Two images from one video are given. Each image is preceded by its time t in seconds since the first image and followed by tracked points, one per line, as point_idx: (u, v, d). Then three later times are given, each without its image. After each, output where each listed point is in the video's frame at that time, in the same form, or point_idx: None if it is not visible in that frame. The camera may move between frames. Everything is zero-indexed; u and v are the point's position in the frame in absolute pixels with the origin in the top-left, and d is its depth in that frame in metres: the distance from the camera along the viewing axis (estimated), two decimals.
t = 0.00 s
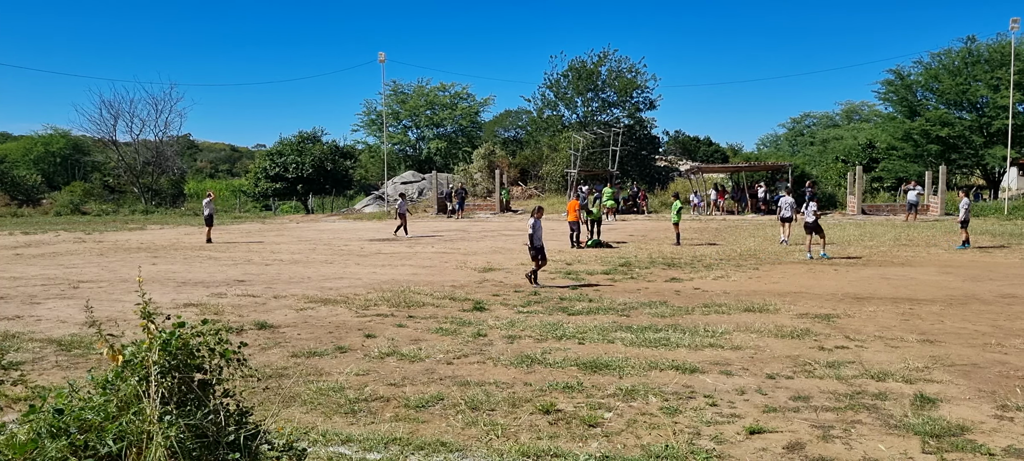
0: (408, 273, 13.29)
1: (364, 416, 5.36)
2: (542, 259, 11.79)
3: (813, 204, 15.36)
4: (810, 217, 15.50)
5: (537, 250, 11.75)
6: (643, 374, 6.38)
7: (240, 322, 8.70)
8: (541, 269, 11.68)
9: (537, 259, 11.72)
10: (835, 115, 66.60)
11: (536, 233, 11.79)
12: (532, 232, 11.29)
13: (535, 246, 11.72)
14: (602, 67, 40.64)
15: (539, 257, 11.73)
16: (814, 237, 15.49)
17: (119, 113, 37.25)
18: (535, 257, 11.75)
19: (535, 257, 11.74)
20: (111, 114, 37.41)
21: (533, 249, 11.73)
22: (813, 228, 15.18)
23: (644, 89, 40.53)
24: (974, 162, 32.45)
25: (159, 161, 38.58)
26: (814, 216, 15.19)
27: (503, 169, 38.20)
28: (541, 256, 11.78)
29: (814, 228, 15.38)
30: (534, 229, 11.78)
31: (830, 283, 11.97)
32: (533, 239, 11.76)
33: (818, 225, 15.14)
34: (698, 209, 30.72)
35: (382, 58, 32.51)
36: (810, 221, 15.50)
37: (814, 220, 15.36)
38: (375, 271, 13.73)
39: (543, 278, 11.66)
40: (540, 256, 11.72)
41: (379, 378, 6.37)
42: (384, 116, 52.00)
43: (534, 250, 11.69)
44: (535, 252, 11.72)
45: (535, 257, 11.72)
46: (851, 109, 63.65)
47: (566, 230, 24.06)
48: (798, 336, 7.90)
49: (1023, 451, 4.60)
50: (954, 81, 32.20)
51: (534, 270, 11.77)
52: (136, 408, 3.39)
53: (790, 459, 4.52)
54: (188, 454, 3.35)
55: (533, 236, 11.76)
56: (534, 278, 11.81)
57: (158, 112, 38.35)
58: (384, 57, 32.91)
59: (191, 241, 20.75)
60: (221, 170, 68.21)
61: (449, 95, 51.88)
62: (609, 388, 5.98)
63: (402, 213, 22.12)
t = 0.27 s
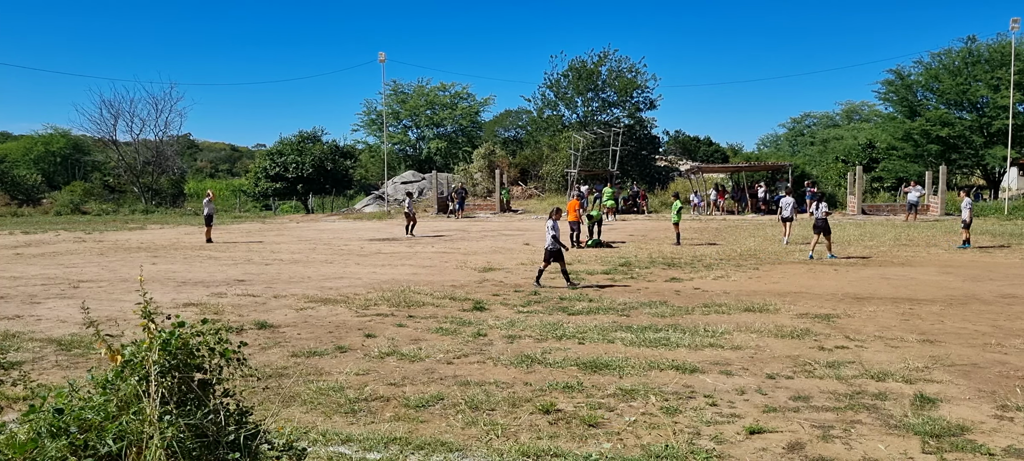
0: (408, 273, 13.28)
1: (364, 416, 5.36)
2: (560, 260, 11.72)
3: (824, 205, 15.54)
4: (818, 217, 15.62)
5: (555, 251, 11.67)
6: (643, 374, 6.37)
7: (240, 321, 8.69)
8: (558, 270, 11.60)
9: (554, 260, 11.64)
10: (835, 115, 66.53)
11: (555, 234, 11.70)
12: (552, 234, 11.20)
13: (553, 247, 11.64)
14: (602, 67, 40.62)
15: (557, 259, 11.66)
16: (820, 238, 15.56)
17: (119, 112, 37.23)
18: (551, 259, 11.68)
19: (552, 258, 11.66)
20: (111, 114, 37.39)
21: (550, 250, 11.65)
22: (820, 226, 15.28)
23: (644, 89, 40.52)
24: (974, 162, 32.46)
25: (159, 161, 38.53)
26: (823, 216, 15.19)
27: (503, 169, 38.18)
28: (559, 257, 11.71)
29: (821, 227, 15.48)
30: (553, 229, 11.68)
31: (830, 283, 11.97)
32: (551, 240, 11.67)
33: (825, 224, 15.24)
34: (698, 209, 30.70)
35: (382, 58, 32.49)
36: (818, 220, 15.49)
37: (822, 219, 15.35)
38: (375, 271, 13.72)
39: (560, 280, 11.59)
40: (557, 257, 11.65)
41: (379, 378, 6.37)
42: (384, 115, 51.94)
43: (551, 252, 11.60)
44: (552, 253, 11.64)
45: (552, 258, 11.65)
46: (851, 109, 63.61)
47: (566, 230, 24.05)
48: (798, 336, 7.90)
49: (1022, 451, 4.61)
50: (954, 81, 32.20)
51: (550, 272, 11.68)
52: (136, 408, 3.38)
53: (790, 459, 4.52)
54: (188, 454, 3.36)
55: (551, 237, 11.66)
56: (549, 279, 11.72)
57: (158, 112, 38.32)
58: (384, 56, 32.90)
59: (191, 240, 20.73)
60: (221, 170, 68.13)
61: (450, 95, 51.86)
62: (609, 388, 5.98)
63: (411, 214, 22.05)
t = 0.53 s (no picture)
0: (408, 273, 13.27)
1: (364, 416, 5.36)
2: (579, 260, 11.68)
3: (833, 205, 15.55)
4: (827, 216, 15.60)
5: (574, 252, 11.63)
6: (643, 374, 6.37)
7: (240, 321, 8.69)
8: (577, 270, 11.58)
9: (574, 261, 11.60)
10: (835, 116, 66.51)
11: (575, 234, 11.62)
12: (567, 234, 11.12)
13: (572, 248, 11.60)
14: (602, 67, 40.63)
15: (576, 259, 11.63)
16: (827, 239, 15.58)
17: (119, 112, 37.25)
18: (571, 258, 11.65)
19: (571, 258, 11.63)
20: (111, 114, 37.41)
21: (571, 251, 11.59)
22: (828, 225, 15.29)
23: (644, 89, 40.53)
24: (974, 162, 32.46)
25: (159, 161, 38.52)
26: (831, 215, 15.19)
27: (503, 169, 38.19)
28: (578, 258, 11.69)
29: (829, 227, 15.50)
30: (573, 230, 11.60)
31: (830, 283, 11.96)
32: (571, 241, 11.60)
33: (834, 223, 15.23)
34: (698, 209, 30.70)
35: (382, 58, 32.49)
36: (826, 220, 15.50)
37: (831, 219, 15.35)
38: (374, 271, 13.72)
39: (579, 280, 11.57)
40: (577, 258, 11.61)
41: (379, 378, 6.37)
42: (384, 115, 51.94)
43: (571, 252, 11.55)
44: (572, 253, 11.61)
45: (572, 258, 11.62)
46: (851, 109, 63.60)
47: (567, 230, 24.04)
48: (798, 336, 7.90)
49: (1023, 451, 4.61)
50: (954, 81, 32.21)
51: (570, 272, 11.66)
52: (135, 408, 3.38)
53: (791, 459, 4.52)
54: (188, 454, 3.36)
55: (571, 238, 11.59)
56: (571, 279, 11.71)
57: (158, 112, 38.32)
58: (384, 56, 32.89)
59: (191, 240, 20.72)
60: (221, 170, 68.11)
61: (450, 95, 51.87)
62: (609, 388, 5.98)
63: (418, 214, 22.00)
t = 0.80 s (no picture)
0: (408, 273, 13.27)
1: (364, 416, 5.36)
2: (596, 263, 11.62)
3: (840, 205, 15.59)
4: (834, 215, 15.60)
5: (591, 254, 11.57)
6: (643, 374, 6.37)
7: (240, 322, 8.69)
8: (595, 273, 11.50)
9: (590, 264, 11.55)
10: (835, 116, 66.52)
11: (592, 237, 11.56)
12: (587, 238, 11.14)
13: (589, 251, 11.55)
14: (602, 67, 40.63)
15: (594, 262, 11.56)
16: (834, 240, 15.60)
17: (118, 113, 37.23)
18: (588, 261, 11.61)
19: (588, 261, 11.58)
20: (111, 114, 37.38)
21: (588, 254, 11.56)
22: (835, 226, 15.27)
23: (644, 89, 40.53)
24: (974, 162, 32.48)
25: (159, 161, 38.52)
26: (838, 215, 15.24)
27: (503, 168, 38.18)
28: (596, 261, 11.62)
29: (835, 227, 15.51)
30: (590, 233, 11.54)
31: (830, 283, 11.96)
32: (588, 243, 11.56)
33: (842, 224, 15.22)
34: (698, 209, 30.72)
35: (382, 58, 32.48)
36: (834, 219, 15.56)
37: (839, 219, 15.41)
38: (374, 271, 13.72)
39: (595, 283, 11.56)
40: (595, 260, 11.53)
41: (379, 378, 6.37)
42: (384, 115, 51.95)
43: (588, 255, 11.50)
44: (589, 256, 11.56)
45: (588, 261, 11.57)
46: (851, 110, 63.63)
47: (566, 230, 24.04)
48: (798, 337, 7.90)
49: (1023, 451, 4.61)
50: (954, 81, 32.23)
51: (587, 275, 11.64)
52: (135, 408, 3.38)
53: (790, 459, 4.52)
54: (187, 454, 3.36)
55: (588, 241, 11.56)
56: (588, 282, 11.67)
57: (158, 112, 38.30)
58: (384, 56, 32.86)
59: (190, 240, 20.70)
60: (220, 170, 68.11)
61: (449, 95, 51.88)
62: (609, 388, 5.98)
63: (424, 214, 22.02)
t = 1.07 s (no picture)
0: (408, 273, 13.27)
1: (364, 416, 5.36)
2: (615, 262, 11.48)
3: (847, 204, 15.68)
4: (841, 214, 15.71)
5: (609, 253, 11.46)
6: (643, 374, 6.37)
7: (240, 322, 8.69)
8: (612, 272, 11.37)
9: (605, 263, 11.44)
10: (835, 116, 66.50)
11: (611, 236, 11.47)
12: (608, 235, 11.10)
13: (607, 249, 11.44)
14: (602, 67, 40.62)
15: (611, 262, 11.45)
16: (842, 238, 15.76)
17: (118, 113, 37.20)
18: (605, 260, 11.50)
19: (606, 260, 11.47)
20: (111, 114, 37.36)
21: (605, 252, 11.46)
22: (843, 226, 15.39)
23: (644, 89, 40.52)
24: (973, 162, 32.49)
25: (159, 161, 38.51)
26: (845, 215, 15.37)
27: (503, 169, 38.19)
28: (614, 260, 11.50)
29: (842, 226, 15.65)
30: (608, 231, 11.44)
31: (830, 283, 11.96)
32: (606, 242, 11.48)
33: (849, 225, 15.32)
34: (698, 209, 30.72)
35: (382, 58, 32.50)
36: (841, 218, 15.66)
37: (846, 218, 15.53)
38: (374, 271, 13.72)
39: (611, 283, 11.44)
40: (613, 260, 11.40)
41: (379, 378, 6.37)
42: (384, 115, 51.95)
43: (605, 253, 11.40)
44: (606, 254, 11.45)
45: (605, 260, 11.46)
46: (850, 109, 63.64)
47: (566, 230, 24.03)
48: (798, 336, 7.90)
49: (1023, 451, 4.61)
50: (954, 81, 32.26)
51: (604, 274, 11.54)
52: (135, 408, 3.39)
53: (790, 459, 4.53)
54: (187, 454, 3.38)
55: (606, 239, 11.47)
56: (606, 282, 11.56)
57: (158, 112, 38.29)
58: (384, 56, 32.85)
59: (190, 241, 20.69)
60: (220, 170, 68.11)
61: (449, 95, 51.88)
62: (609, 388, 5.98)
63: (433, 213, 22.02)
